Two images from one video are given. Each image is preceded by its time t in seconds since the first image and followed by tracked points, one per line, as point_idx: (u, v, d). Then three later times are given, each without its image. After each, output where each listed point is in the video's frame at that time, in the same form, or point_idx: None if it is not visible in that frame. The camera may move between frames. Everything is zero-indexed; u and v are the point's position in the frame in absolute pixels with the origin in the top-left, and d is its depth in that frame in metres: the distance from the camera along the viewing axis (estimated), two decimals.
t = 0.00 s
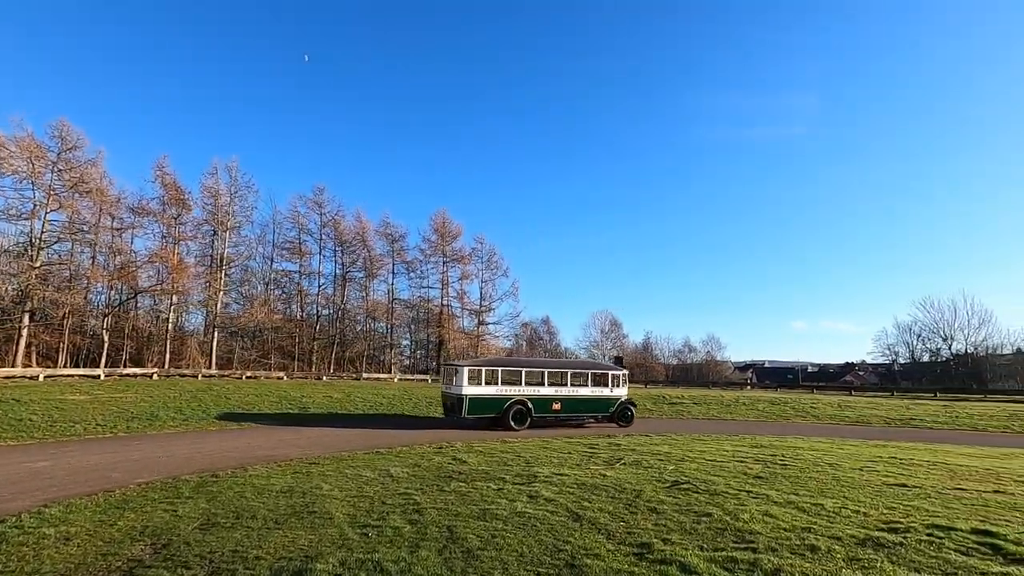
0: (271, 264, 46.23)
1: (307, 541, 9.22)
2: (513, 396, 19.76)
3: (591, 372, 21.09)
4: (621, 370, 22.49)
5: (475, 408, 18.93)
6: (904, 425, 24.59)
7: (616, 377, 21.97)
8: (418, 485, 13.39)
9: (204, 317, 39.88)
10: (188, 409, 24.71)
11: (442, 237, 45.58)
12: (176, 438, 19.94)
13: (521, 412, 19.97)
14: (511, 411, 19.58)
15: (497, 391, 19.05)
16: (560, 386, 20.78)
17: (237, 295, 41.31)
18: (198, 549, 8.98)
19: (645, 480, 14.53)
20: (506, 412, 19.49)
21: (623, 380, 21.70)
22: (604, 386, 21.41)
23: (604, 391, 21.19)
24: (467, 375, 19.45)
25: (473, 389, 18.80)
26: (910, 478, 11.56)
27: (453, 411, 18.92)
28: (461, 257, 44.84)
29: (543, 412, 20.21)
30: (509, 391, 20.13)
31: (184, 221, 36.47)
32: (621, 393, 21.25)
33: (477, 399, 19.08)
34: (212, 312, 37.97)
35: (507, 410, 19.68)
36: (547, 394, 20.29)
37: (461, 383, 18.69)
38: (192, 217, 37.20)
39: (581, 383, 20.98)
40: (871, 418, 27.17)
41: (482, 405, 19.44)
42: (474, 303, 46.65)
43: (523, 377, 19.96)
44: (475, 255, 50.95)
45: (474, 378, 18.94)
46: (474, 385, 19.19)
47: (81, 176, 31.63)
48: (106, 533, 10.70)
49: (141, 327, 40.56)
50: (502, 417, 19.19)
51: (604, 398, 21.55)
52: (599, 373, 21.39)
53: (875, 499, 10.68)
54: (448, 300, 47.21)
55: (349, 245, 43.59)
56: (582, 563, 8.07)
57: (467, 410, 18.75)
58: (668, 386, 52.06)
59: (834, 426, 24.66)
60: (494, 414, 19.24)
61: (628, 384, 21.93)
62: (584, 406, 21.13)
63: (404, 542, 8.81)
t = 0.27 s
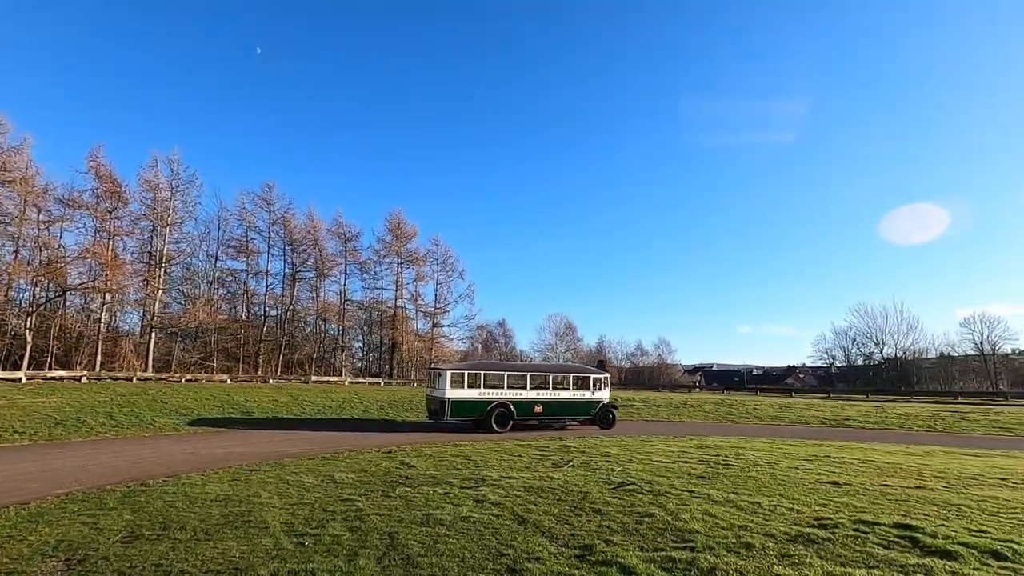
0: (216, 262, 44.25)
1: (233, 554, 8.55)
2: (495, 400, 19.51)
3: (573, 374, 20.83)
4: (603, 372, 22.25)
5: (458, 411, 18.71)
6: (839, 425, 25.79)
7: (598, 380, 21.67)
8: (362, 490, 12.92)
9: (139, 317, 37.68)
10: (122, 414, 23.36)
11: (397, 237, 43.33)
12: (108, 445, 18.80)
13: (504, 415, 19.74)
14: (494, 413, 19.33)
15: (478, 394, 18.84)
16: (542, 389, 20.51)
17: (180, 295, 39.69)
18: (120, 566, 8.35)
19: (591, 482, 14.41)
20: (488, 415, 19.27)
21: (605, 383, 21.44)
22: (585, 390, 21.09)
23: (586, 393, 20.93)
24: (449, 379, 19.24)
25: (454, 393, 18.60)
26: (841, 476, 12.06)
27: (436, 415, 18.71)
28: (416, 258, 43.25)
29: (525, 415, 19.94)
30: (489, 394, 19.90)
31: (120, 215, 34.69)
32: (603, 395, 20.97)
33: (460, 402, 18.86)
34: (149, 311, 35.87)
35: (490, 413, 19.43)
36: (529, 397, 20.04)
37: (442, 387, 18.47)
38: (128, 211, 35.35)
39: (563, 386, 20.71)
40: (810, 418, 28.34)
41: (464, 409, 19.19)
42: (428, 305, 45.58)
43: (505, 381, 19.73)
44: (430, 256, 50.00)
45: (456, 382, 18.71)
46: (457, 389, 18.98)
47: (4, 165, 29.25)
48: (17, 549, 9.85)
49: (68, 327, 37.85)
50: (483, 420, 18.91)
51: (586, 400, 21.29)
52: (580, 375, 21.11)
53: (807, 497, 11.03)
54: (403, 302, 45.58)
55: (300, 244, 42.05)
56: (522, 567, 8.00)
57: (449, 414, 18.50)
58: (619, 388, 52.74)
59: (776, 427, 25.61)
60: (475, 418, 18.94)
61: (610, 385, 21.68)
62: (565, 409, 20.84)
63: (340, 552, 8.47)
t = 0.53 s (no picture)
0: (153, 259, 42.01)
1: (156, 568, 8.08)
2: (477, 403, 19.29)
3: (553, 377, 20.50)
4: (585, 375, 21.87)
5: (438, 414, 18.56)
6: (778, 424, 26.82)
7: (580, 383, 21.28)
8: (301, 498, 12.39)
9: (65, 316, 35.25)
10: (43, 420, 21.78)
11: (348, 235, 41.92)
12: (25, 454, 17.47)
13: (486, 418, 19.51)
14: (475, 416, 19.10)
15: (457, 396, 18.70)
16: (523, 392, 20.20)
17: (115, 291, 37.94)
18: None
19: (538, 484, 13.81)
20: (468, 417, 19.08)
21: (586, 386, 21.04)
22: (566, 392, 20.72)
23: (566, 396, 20.56)
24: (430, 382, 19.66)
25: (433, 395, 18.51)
26: (775, 474, 12.52)
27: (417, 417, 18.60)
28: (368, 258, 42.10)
29: (506, 418, 19.64)
30: (468, 398, 19.64)
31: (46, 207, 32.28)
32: (582, 398, 20.60)
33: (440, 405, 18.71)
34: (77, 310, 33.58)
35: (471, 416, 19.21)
36: (511, 400, 19.78)
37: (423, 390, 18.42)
38: (54, 203, 33.09)
39: (544, 389, 20.38)
40: (752, 419, 29.28)
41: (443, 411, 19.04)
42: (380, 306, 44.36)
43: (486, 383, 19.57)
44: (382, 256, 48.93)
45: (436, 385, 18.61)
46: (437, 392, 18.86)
47: None
48: None
49: None
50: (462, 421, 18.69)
51: (566, 403, 20.94)
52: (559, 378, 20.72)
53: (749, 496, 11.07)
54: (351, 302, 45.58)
55: (245, 243, 40.35)
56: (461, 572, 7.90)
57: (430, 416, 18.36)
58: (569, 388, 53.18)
59: (720, 427, 26.36)
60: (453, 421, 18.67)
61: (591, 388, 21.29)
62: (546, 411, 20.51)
63: (270, 563, 8.12)
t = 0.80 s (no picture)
0: (85, 254, 39.56)
1: None
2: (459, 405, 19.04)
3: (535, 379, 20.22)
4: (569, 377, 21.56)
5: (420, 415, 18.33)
6: (724, 425, 27.60)
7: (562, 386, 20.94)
8: (238, 506, 11.79)
9: None
10: None
11: (299, 233, 40.58)
12: None
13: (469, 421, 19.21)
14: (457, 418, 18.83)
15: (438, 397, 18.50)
16: (505, 394, 19.92)
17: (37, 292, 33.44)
18: None
19: (485, 489, 12.52)
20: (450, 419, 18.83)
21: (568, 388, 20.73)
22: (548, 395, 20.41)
23: (548, 398, 20.27)
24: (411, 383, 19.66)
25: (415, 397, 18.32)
26: (718, 475, 12.79)
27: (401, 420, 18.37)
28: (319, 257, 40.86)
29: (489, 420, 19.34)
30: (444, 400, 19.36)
31: None
32: (564, 400, 20.30)
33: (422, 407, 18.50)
34: None
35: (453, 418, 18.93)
36: (494, 402, 19.50)
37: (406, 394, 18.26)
38: None
39: (527, 391, 20.07)
40: (700, 420, 30.05)
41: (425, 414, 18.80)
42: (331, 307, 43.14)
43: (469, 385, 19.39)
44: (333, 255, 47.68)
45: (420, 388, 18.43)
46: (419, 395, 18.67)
47: None
48: None
49: None
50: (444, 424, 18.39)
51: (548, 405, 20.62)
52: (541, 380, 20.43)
53: (693, 495, 11.06)
54: (303, 303, 43.16)
55: (187, 238, 38.53)
56: None
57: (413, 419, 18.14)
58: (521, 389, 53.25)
59: (669, 428, 26.92)
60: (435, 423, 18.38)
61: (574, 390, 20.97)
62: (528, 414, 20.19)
63: None
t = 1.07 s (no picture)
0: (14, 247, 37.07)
1: None
2: (446, 405, 18.93)
3: (522, 380, 20.09)
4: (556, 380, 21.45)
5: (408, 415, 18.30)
6: (677, 425, 28.25)
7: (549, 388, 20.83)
8: (175, 515, 11.19)
9: None
10: None
11: (251, 229, 39.19)
12: None
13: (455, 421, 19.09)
14: (443, 419, 18.71)
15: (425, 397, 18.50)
16: (491, 396, 19.85)
17: None
18: None
19: (439, 492, 12.20)
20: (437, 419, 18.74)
21: (555, 390, 20.55)
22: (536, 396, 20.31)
23: (535, 400, 20.13)
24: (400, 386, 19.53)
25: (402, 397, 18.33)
26: (669, 474, 12.97)
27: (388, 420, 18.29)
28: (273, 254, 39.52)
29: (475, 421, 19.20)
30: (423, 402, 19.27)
31: None
32: (551, 401, 20.17)
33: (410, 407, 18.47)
34: None
35: (439, 418, 18.82)
36: (480, 403, 19.38)
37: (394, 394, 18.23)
38: None
39: (513, 392, 19.96)
40: (655, 420, 30.60)
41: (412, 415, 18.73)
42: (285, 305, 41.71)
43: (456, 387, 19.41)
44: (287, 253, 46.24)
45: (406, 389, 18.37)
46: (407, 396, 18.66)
47: None
48: None
49: None
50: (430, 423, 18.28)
51: (534, 407, 20.50)
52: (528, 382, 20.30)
53: (644, 495, 11.04)
54: (256, 303, 41.21)
55: (130, 232, 36.63)
56: None
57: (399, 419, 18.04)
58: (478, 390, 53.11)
59: (624, 429, 27.31)
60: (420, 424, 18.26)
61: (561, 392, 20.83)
62: (515, 415, 20.07)
63: None
